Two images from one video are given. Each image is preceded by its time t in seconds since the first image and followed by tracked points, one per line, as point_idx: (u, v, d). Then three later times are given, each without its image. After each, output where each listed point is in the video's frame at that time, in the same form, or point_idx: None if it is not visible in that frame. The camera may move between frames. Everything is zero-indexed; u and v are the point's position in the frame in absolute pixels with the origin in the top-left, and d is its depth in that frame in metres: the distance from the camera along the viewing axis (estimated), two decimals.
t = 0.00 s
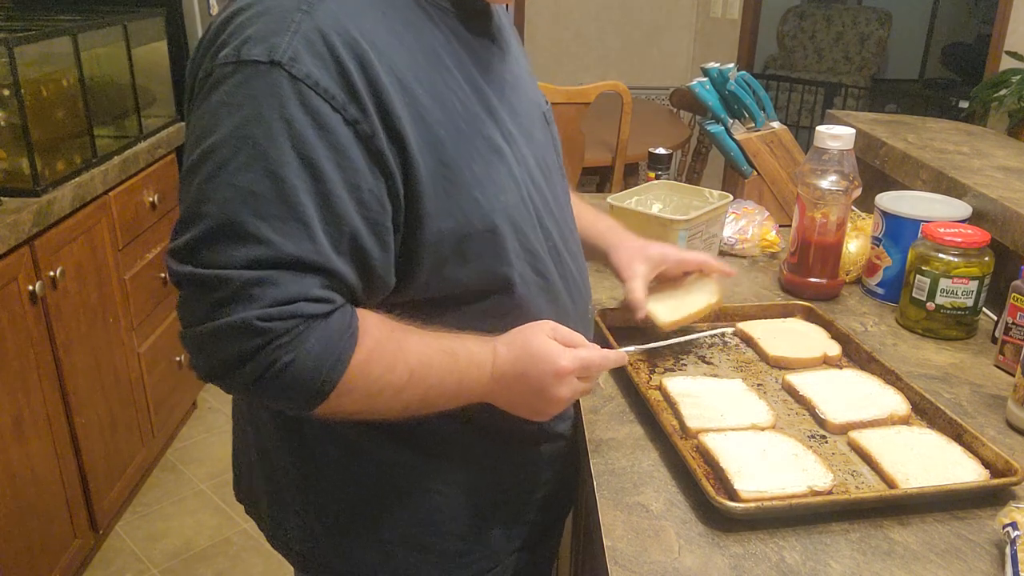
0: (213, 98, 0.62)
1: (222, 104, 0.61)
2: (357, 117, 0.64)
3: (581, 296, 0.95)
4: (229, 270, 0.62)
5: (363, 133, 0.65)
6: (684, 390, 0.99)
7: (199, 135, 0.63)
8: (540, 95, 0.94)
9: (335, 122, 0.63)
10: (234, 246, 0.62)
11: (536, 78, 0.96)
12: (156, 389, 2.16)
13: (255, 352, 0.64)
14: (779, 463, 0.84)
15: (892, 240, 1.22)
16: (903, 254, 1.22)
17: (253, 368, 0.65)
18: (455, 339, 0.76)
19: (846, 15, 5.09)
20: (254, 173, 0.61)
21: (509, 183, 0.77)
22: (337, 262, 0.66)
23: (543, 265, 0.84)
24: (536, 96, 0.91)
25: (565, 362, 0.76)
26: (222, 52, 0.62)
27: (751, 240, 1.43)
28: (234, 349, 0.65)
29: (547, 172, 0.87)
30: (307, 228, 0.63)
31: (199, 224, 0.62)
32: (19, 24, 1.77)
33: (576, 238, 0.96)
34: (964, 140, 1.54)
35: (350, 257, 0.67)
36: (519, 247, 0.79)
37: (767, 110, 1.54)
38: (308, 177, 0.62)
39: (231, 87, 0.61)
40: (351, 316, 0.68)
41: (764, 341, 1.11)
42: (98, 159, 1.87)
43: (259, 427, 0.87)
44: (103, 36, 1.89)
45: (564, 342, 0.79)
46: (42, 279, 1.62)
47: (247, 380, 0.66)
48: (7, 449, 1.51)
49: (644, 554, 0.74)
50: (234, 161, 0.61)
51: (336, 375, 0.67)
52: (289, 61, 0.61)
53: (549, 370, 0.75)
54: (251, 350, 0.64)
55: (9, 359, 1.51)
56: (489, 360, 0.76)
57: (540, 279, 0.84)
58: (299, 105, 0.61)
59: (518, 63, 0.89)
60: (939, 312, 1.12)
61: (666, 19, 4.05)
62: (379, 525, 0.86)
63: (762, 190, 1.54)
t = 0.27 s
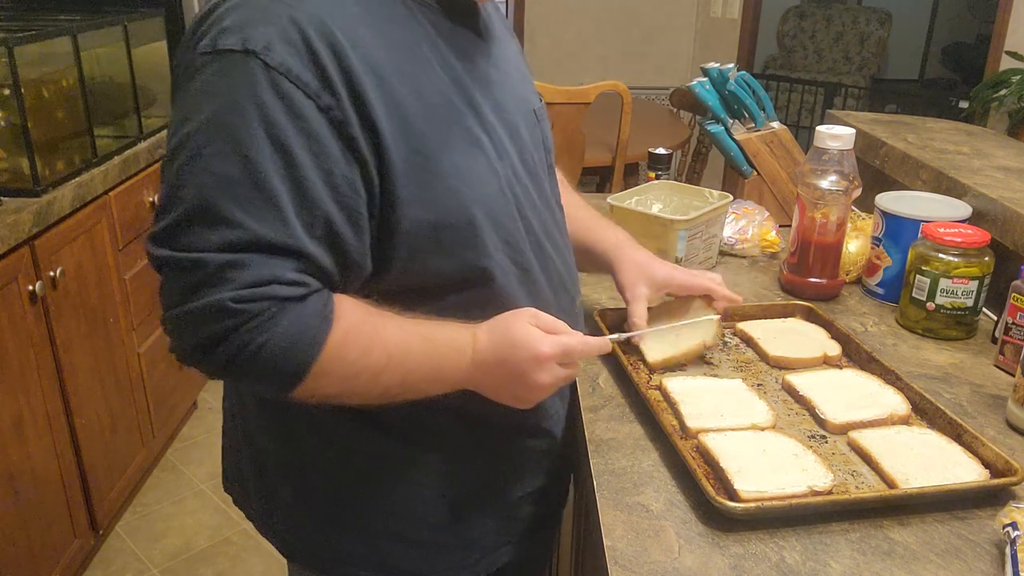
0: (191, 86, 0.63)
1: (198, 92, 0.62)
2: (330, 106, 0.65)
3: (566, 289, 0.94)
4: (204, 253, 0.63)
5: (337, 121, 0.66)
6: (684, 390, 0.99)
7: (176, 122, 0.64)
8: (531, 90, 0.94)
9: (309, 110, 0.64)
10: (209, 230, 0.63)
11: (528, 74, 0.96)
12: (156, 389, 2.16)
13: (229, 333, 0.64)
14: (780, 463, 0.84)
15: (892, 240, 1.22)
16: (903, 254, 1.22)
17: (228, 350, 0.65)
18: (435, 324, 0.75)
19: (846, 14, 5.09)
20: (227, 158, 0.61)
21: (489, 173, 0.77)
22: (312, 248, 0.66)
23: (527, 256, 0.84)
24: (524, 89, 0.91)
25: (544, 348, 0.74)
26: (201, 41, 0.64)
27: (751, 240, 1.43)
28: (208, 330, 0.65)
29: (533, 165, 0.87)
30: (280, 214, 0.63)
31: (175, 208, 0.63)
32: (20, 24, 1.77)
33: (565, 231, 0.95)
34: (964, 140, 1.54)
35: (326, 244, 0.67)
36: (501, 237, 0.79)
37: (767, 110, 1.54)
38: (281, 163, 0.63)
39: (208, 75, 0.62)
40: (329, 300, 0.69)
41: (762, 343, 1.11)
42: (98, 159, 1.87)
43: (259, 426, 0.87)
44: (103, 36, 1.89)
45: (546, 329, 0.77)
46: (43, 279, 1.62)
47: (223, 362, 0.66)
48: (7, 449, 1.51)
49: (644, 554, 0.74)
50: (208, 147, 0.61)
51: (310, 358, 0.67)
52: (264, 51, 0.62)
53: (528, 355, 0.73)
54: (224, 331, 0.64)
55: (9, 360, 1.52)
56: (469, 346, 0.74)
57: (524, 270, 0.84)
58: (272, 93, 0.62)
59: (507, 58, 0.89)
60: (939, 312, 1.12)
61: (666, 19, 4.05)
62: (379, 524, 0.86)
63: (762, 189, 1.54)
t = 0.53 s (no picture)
0: (171, 80, 0.64)
1: (175, 85, 0.63)
2: (304, 100, 0.65)
3: (558, 285, 0.93)
4: (174, 242, 0.63)
5: (311, 117, 0.66)
6: (684, 390, 0.99)
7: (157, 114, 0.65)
8: (529, 93, 0.93)
9: (281, 104, 0.64)
10: (180, 219, 0.63)
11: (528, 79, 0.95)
12: (156, 389, 2.16)
13: (196, 320, 0.65)
14: (780, 463, 0.84)
15: (892, 240, 1.22)
16: (903, 254, 1.22)
17: (195, 335, 0.66)
18: (408, 311, 0.74)
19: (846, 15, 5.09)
20: (197, 149, 0.62)
21: (469, 171, 0.77)
22: (282, 240, 0.66)
23: (511, 254, 0.83)
24: (519, 90, 0.90)
25: (519, 332, 0.72)
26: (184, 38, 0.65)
27: (751, 239, 1.43)
28: (175, 316, 0.65)
29: (522, 165, 0.86)
30: (249, 206, 0.63)
31: (149, 199, 0.64)
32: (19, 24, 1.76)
33: (559, 232, 0.95)
34: (964, 140, 1.54)
35: (297, 237, 0.67)
36: (481, 236, 0.79)
37: (767, 110, 1.54)
38: (251, 155, 0.63)
39: (185, 69, 0.63)
40: (300, 289, 0.68)
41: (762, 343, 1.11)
42: (98, 159, 1.87)
43: (259, 426, 0.87)
44: (103, 36, 1.89)
45: (524, 315, 0.75)
46: (42, 279, 1.62)
47: (191, 347, 0.67)
48: (7, 449, 1.51)
49: (644, 554, 0.74)
50: (181, 138, 0.62)
51: (279, 343, 0.66)
52: (239, 47, 0.63)
53: (501, 339, 0.71)
54: (192, 317, 0.64)
55: (8, 360, 1.51)
56: (444, 333, 0.73)
57: (507, 270, 0.83)
58: (244, 87, 0.62)
59: (503, 59, 0.89)
60: (939, 312, 1.12)
61: (666, 19, 4.05)
62: (379, 523, 0.86)
63: (762, 189, 1.54)
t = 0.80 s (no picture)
0: (169, 83, 0.65)
1: (173, 88, 0.64)
2: (298, 104, 0.65)
3: (555, 286, 0.93)
4: (169, 242, 0.63)
5: (304, 119, 0.65)
6: (684, 390, 0.99)
7: (157, 114, 0.66)
8: (528, 95, 0.92)
9: (274, 108, 0.64)
10: (175, 221, 0.63)
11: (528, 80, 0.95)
12: (156, 389, 2.16)
13: (190, 318, 0.65)
14: (780, 463, 0.84)
15: (892, 240, 1.22)
16: (903, 254, 1.22)
17: (190, 333, 0.66)
18: (404, 312, 0.75)
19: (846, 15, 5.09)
20: (191, 151, 0.62)
21: (465, 175, 0.76)
22: (276, 241, 0.66)
23: (506, 256, 0.83)
24: (519, 94, 0.90)
25: (512, 326, 0.72)
26: (183, 41, 0.65)
27: (751, 239, 1.43)
28: (170, 314, 0.66)
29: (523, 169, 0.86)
30: (242, 208, 0.64)
31: (148, 201, 0.65)
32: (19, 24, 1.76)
33: (560, 235, 0.94)
34: (964, 140, 1.54)
35: (292, 239, 0.67)
36: (477, 239, 0.79)
37: (767, 110, 1.54)
38: (245, 159, 0.63)
39: (182, 73, 0.63)
40: (295, 289, 0.69)
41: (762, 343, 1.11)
42: (98, 159, 1.87)
43: (259, 426, 0.88)
44: (104, 36, 1.89)
45: (517, 312, 0.75)
46: (42, 279, 1.62)
47: (185, 345, 0.67)
48: (7, 449, 1.51)
49: (643, 554, 0.74)
50: (177, 142, 0.63)
51: (272, 342, 0.67)
52: (234, 50, 0.63)
53: (494, 334, 0.71)
54: (186, 316, 0.65)
55: (9, 360, 1.51)
56: (439, 331, 0.74)
57: (503, 273, 0.83)
58: (238, 91, 0.62)
59: (502, 61, 0.88)
60: (940, 312, 1.12)
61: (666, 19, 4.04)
62: (378, 523, 0.86)
63: (762, 189, 1.54)
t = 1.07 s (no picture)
0: (177, 95, 0.63)
1: (183, 101, 0.63)
2: (311, 115, 0.64)
3: (562, 282, 0.94)
4: (184, 258, 0.63)
5: (318, 129, 0.65)
6: (684, 390, 0.99)
7: (164, 126, 0.65)
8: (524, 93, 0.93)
9: (288, 119, 0.63)
10: (190, 234, 0.63)
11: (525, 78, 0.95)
12: (155, 389, 2.16)
13: (206, 334, 0.65)
14: (780, 463, 0.84)
15: (892, 240, 1.22)
16: (903, 254, 1.22)
17: (206, 348, 0.66)
18: (419, 327, 0.74)
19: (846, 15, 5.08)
20: (205, 165, 0.62)
21: (475, 178, 0.77)
22: (292, 253, 0.66)
23: (515, 255, 0.83)
24: (517, 90, 0.90)
25: (527, 353, 0.72)
26: (189, 51, 0.64)
27: (751, 239, 1.43)
28: (187, 330, 0.65)
29: (528, 166, 0.86)
30: (259, 221, 0.63)
31: (160, 213, 0.64)
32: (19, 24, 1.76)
33: (563, 228, 0.95)
34: (964, 140, 1.54)
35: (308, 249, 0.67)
36: (487, 240, 0.79)
37: (767, 110, 1.54)
38: (260, 171, 0.63)
39: (191, 86, 0.62)
40: (311, 302, 0.68)
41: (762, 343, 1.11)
42: (98, 159, 1.87)
43: (260, 426, 0.88)
44: (103, 36, 1.89)
45: (534, 335, 0.75)
46: (43, 279, 1.62)
47: (202, 360, 0.67)
48: (7, 449, 1.51)
49: (643, 553, 0.74)
50: (190, 156, 0.62)
51: (289, 357, 0.67)
52: (245, 62, 0.62)
53: (510, 360, 0.71)
54: (204, 331, 0.65)
55: (9, 360, 1.51)
56: (455, 347, 0.73)
57: (511, 271, 0.84)
58: (251, 103, 0.62)
59: (500, 62, 0.88)
60: (939, 312, 1.12)
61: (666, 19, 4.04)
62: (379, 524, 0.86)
63: (762, 189, 1.54)
